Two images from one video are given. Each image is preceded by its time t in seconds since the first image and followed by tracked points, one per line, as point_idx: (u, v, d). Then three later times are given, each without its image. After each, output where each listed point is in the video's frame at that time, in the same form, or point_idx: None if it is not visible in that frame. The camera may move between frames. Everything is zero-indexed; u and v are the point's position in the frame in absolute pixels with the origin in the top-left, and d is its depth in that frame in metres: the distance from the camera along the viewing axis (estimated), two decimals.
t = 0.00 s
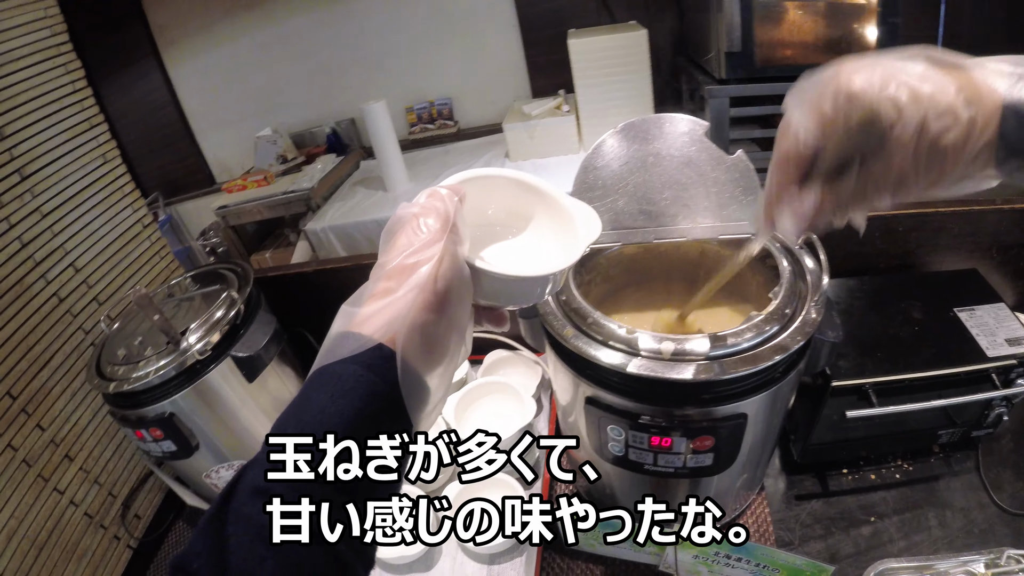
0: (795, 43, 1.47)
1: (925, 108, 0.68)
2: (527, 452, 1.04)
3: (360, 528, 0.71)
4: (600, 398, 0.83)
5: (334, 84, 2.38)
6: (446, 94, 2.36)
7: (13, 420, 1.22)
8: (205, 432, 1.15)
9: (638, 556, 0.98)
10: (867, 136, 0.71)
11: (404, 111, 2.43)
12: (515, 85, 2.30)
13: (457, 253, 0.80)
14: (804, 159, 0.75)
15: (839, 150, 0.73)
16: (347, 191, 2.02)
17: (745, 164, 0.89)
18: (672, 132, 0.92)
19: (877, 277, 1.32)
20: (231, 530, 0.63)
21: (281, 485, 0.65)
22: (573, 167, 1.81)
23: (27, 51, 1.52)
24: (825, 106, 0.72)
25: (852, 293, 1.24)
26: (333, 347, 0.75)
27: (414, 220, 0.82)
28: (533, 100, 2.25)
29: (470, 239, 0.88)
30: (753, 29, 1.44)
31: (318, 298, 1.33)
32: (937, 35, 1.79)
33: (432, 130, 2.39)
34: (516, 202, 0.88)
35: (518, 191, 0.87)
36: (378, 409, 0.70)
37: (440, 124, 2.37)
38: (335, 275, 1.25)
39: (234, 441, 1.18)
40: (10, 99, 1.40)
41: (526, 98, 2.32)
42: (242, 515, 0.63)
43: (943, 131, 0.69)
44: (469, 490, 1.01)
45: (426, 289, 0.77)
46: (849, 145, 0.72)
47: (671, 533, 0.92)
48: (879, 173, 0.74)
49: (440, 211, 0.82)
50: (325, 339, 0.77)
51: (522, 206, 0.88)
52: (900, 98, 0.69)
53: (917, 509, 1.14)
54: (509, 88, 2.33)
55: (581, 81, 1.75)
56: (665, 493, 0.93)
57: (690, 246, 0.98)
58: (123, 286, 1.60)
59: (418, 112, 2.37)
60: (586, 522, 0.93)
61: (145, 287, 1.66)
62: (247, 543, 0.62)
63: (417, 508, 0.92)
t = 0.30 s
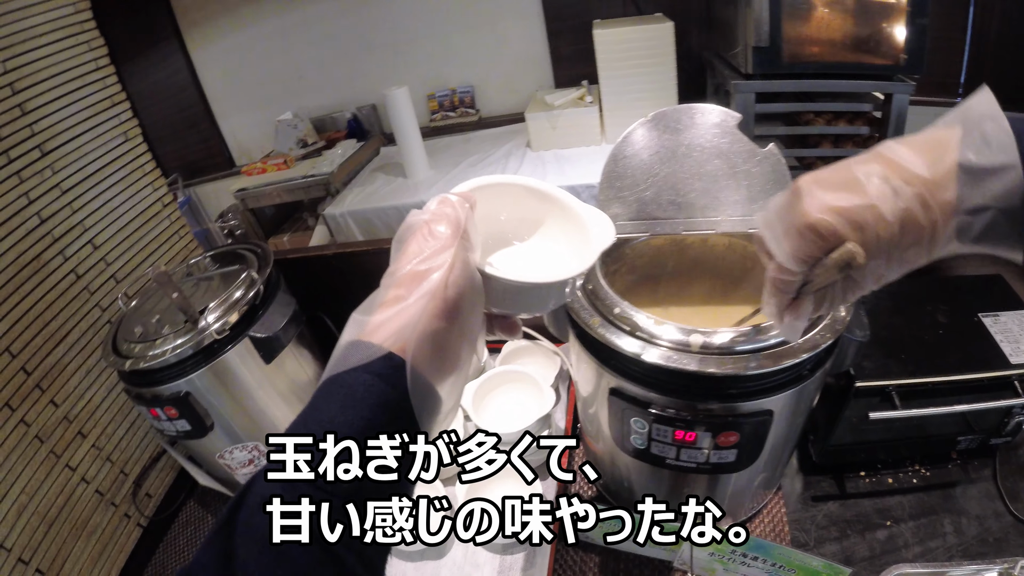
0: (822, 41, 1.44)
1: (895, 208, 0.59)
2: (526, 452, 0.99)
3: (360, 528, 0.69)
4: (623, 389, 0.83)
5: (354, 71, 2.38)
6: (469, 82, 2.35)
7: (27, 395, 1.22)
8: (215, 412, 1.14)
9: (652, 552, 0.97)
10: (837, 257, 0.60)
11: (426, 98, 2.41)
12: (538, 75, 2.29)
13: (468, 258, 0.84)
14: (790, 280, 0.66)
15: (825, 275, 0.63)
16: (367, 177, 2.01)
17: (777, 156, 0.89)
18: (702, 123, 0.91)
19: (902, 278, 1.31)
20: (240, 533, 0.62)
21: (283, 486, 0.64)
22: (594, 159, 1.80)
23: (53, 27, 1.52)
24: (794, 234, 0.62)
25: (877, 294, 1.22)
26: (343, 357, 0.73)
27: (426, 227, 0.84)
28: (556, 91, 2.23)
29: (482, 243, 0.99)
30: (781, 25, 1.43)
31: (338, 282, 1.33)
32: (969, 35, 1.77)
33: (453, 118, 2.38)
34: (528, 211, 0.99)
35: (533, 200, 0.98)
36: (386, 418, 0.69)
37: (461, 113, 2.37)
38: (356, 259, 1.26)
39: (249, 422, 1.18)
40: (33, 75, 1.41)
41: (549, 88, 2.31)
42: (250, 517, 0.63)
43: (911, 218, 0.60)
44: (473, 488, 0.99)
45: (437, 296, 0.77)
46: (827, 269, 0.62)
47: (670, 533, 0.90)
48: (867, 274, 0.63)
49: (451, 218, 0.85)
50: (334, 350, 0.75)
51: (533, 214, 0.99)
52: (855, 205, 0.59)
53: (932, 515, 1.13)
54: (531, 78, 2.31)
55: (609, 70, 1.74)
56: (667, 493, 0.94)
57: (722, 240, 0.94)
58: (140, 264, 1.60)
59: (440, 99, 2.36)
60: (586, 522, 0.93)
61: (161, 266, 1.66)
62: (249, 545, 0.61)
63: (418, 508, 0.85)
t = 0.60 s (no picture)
0: (818, 36, 1.43)
1: (1007, 193, 0.60)
2: (525, 452, 1.00)
3: (360, 528, 0.65)
4: (617, 384, 0.82)
5: (347, 65, 2.36)
6: (462, 75, 2.34)
7: (15, 393, 1.21)
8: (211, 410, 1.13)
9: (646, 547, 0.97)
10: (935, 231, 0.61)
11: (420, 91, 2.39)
12: (533, 68, 2.28)
13: (473, 281, 0.79)
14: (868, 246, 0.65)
15: (909, 247, 0.62)
16: (359, 170, 2.01)
17: (771, 151, 0.86)
18: (696, 116, 0.90)
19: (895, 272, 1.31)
20: (242, 541, 0.61)
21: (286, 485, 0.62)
22: (587, 152, 1.79)
23: (41, 19, 1.49)
24: (897, 200, 0.62)
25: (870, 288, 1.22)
26: (347, 374, 0.72)
27: (430, 245, 0.81)
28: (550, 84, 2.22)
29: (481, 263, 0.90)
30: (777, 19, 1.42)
31: (330, 277, 1.32)
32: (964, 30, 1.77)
33: (446, 111, 2.37)
34: (525, 229, 0.89)
35: (529, 219, 0.88)
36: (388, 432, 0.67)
37: (455, 106, 2.36)
38: (348, 253, 1.24)
39: (241, 418, 1.17)
40: (21, 67, 1.38)
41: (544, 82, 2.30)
42: (254, 528, 0.61)
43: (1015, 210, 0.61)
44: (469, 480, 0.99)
45: (443, 317, 0.76)
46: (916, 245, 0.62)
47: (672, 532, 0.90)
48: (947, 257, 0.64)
49: (457, 237, 0.81)
50: (337, 367, 0.74)
51: (529, 233, 0.89)
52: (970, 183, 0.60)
53: (925, 509, 1.13)
54: (526, 72, 2.30)
55: (605, 64, 1.73)
56: (666, 493, 0.94)
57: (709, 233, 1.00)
58: (130, 259, 1.58)
59: (433, 92, 2.35)
60: (587, 522, 0.92)
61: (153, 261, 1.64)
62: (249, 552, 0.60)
63: (417, 509, 0.80)
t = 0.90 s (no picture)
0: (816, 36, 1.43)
1: None
2: (525, 452, 1.00)
3: (360, 528, 0.65)
4: (614, 387, 0.82)
5: (347, 69, 2.37)
6: (460, 78, 2.34)
7: (17, 397, 1.21)
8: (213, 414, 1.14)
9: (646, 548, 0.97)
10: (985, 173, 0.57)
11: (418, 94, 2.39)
12: (531, 68, 2.28)
13: (475, 284, 0.78)
14: (898, 188, 0.62)
15: (945, 189, 0.60)
16: (359, 173, 2.01)
17: (767, 153, 0.87)
18: (692, 117, 0.90)
19: (894, 272, 1.30)
20: (244, 546, 0.60)
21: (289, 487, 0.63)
22: (586, 154, 1.79)
23: (41, 24, 1.50)
24: (942, 133, 0.59)
25: (869, 288, 1.22)
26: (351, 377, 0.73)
27: (433, 248, 0.81)
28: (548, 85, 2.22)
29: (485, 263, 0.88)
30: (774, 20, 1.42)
31: (329, 280, 1.32)
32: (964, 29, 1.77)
33: (445, 114, 2.37)
34: (528, 229, 0.88)
35: (532, 218, 0.86)
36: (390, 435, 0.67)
37: (455, 109, 2.36)
38: (347, 257, 1.25)
39: (242, 421, 1.17)
40: (21, 74, 1.39)
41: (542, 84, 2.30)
42: (256, 533, 0.61)
43: None
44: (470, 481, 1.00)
45: (444, 320, 0.76)
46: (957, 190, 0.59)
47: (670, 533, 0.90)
48: (988, 215, 0.61)
49: (459, 239, 0.80)
50: (339, 369, 0.76)
51: (532, 233, 0.88)
52: None
53: (925, 510, 1.13)
54: (524, 74, 2.30)
55: (604, 66, 1.73)
56: (666, 493, 0.94)
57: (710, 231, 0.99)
58: (131, 264, 1.59)
59: (432, 95, 2.35)
60: (586, 521, 0.92)
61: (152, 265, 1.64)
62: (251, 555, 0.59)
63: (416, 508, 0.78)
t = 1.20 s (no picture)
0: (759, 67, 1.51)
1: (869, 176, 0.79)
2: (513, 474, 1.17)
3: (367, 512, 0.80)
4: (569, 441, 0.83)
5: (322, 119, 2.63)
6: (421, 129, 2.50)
7: None
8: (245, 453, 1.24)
9: None
10: (813, 194, 0.80)
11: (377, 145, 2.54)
12: (491, 118, 2.46)
13: (416, 352, 0.79)
14: (749, 196, 0.83)
15: (781, 195, 0.81)
16: (321, 233, 2.19)
17: (705, 198, 0.92)
18: (638, 165, 0.96)
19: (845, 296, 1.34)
20: None
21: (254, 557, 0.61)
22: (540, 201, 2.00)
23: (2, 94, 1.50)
24: (781, 154, 0.82)
25: (821, 315, 1.25)
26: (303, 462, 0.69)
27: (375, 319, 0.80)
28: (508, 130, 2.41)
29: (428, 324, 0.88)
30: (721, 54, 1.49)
31: (292, 343, 1.33)
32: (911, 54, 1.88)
33: (407, 164, 2.50)
34: (465, 291, 0.88)
35: (471, 281, 0.87)
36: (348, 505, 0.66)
37: (413, 159, 2.51)
38: (309, 319, 1.27)
39: (209, 489, 1.16)
40: None
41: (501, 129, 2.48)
42: None
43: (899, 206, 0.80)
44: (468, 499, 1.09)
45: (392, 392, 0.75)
46: (806, 210, 0.80)
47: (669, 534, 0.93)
48: (822, 227, 0.80)
49: (400, 309, 0.80)
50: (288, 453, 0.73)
51: (470, 294, 0.88)
52: (870, 168, 0.79)
53: (898, 526, 1.14)
54: (482, 120, 2.48)
55: (555, 113, 1.98)
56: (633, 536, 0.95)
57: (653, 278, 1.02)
58: (97, 330, 1.58)
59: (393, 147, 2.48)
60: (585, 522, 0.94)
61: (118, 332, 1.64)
62: None
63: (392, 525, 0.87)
